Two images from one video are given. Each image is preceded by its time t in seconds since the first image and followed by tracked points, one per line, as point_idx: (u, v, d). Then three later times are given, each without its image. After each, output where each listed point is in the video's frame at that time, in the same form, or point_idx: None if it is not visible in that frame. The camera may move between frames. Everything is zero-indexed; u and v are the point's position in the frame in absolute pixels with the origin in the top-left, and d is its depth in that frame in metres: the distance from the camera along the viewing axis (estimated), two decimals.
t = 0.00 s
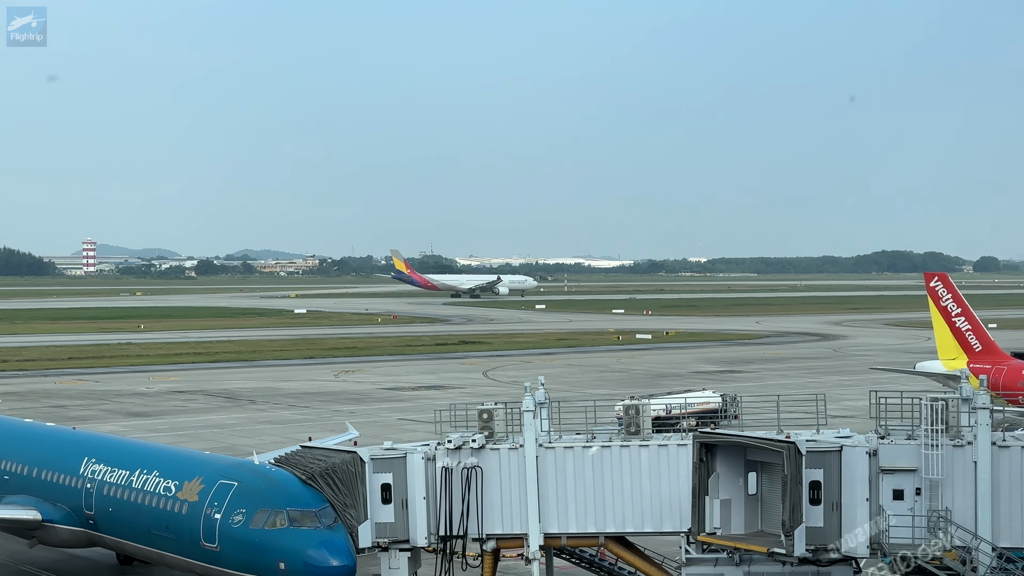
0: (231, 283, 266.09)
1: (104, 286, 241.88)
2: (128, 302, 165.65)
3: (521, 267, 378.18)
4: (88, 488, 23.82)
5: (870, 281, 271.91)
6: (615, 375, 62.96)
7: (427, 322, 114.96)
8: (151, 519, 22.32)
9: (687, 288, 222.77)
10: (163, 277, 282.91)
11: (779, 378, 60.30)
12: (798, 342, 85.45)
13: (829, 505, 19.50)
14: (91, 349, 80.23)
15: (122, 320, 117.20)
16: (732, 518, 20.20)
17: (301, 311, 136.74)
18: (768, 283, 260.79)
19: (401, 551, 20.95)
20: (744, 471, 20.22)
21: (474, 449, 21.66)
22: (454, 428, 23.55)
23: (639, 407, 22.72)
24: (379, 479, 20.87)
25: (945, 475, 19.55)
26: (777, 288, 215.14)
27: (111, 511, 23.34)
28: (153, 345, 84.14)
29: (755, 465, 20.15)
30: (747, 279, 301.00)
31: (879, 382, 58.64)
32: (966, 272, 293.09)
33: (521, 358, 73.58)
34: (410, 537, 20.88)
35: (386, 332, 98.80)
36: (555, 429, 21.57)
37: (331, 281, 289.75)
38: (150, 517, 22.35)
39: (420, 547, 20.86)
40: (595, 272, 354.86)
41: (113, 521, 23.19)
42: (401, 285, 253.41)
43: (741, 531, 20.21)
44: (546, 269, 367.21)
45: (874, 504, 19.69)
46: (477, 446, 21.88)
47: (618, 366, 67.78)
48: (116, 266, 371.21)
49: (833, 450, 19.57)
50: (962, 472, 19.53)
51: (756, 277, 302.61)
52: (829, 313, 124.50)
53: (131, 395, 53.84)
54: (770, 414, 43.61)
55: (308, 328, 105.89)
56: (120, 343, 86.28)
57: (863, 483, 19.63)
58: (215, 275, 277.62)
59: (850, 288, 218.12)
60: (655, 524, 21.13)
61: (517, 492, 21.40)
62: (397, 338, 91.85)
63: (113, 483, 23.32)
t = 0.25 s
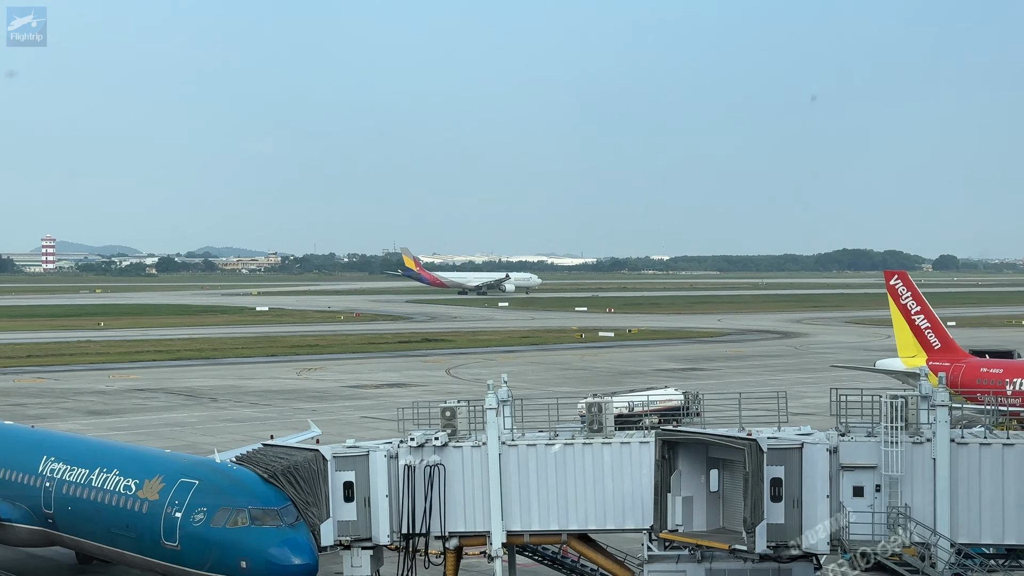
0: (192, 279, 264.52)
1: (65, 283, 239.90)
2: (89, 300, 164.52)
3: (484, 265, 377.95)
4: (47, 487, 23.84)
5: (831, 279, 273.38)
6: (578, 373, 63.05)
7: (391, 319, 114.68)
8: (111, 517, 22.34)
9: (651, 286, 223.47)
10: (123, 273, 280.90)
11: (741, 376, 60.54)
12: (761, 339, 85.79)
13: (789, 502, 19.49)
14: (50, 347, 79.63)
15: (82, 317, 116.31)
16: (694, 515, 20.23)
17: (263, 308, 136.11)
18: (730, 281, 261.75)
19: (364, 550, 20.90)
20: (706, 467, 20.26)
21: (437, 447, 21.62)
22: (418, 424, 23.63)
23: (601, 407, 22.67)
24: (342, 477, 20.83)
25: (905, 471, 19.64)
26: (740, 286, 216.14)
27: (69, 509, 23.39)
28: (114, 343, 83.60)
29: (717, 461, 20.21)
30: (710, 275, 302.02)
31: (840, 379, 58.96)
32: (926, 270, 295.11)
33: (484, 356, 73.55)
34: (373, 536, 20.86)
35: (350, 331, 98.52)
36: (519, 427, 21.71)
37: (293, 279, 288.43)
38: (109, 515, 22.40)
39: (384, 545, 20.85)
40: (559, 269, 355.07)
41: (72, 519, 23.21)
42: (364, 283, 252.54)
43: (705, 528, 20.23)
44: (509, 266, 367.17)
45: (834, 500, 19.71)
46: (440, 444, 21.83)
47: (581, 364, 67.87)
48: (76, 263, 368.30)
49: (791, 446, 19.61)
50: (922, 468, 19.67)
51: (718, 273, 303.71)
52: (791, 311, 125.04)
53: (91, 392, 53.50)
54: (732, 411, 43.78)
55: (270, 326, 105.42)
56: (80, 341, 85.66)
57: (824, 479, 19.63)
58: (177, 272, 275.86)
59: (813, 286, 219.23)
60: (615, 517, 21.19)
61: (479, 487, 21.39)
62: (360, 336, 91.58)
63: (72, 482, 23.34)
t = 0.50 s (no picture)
0: (153, 274, 262.26)
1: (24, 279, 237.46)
2: (50, 296, 162.94)
3: (449, 262, 376.84)
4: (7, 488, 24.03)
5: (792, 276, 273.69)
6: (543, 370, 63.03)
7: (355, 317, 114.11)
8: (71, 516, 22.54)
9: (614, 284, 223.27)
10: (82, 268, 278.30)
11: (704, 374, 60.68)
12: (725, 337, 85.93)
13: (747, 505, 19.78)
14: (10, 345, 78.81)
15: (42, 315, 115.26)
16: (653, 511, 20.46)
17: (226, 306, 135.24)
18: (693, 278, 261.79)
19: (327, 548, 21.02)
20: (664, 464, 20.41)
21: (401, 445, 21.47)
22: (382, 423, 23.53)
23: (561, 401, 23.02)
24: (305, 475, 21.07)
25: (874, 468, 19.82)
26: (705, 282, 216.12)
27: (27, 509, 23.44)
28: (76, 340, 82.95)
29: (677, 461, 20.31)
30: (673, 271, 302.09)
31: (803, 376, 59.17)
32: (886, 268, 296.18)
33: (449, 353, 73.35)
34: (336, 534, 20.89)
35: (315, 329, 98.04)
36: (483, 425, 21.61)
37: (255, 275, 286.45)
38: (70, 513, 22.57)
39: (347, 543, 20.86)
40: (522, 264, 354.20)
41: (30, 518, 23.27)
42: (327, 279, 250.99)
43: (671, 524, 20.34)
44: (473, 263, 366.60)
45: (802, 499, 19.86)
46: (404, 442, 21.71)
47: (545, 362, 67.83)
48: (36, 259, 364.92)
49: (746, 446, 19.87)
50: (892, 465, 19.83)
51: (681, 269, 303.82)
52: (755, 309, 125.36)
53: (53, 391, 53.02)
54: (695, 409, 43.88)
55: (233, 324, 104.72)
56: (42, 339, 84.88)
57: (790, 479, 19.82)
58: (139, 266, 273.37)
59: (778, 283, 219.48)
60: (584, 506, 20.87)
61: (444, 486, 21.15)
62: (325, 334, 91.20)
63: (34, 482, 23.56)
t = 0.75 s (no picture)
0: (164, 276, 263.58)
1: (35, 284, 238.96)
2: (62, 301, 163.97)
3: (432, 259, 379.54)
4: None
5: (800, 273, 273.21)
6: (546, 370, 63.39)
7: (363, 318, 114.64)
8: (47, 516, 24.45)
9: (624, 284, 223.29)
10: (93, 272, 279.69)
11: (705, 373, 60.92)
12: (730, 335, 86.01)
13: (749, 503, 19.83)
14: (21, 351, 79.73)
15: (54, 320, 116.26)
16: (663, 512, 20.14)
17: (237, 308, 135.99)
18: (701, 275, 261.71)
19: (294, 545, 21.58)
20: (674, 466, 20.04)
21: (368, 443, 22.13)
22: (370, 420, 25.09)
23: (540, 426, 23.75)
24: (271, 471, 21.87)
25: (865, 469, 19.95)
26: (715, 280, 215.83)
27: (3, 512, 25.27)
28: (86, 346, 83.82)
29: (688, 462, 19.98)
30: (682, 267, 301.77)
31: (804, 374, 59.32)
32: (856, 262, 299.76)
33: (453, 355, 73.82)
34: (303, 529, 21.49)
35: (323, 332, 98.60)
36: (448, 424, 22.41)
37: (263, 276, 287.36)
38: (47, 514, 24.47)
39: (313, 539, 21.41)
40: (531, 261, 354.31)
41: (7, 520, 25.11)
42: (336, 280, 251.70)
43: (681, 526, 20.00)
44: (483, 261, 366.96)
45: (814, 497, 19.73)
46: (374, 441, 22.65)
47: (549, 362, 68.17)
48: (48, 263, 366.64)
49: (753, 441, 19.87)
50: (899, 465, 19.86)
51: (689, 265, 303.58)
52: (763, 306, 125.28)
53: (60, 397, 53.75)
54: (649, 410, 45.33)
55: (241, 327, 105.37)
56: (52, 344, 85.82)
57: (796, 475, 19.89)
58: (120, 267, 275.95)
59: (788, 280, 219.25)
60: (594, 507, 20.56)
61: (460, 487, 21.08)
62: (297, 336, 92.76)
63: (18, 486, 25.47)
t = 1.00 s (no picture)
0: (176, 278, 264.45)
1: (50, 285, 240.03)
2: (77, 302, 164.53)
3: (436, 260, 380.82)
4: None
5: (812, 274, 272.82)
6: (558, 372, 63.44)
7: (374, 320, 114.74)
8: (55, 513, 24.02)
9: (636, 285, 223.06)
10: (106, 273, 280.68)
11: (715, 375, 60.74)
12: (744, 337, 85.85)
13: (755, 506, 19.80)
14: (37, 352, 80.35)
15: (67, 322, 116.69)
16: (672, 514, 19.98)
17: (249, 310, 136.24)
18: (713, 276, 261.46)
19: (263, 542, 24.37)
20: (683, 468, 20.09)
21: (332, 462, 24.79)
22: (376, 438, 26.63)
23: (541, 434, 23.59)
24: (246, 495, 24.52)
25: (870, 470, 19.59)
26: (727, 282, 215.45)
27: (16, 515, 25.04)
28: (98, 347, 84.06)
29: (696, 464, 20.08)
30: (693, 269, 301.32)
31: (814, 376, 59.09)
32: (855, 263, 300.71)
33: (463, 357, 73.79)
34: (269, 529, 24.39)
35: (334, 334, 98.69)
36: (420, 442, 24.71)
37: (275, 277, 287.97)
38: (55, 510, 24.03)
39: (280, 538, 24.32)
40: (542, 262, 354.24)
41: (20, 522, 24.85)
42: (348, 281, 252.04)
43: (691, 527, 19.93)
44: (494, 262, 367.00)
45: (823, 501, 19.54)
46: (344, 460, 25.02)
47: (561, 364, 68.20)
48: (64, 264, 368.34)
49: (759, 443, 19.84)
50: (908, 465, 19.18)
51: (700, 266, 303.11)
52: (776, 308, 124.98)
53: (70, 399, 53.86)
54: (645, 418, 45.93)
55: (253, 328, 105.58)
56: (64, 345, 86.09)
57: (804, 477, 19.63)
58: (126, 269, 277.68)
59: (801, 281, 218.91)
60: (603, 507, 20.04)
61: (469, 488, 20.39)
62: (297, 337, 93.57)
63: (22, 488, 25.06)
